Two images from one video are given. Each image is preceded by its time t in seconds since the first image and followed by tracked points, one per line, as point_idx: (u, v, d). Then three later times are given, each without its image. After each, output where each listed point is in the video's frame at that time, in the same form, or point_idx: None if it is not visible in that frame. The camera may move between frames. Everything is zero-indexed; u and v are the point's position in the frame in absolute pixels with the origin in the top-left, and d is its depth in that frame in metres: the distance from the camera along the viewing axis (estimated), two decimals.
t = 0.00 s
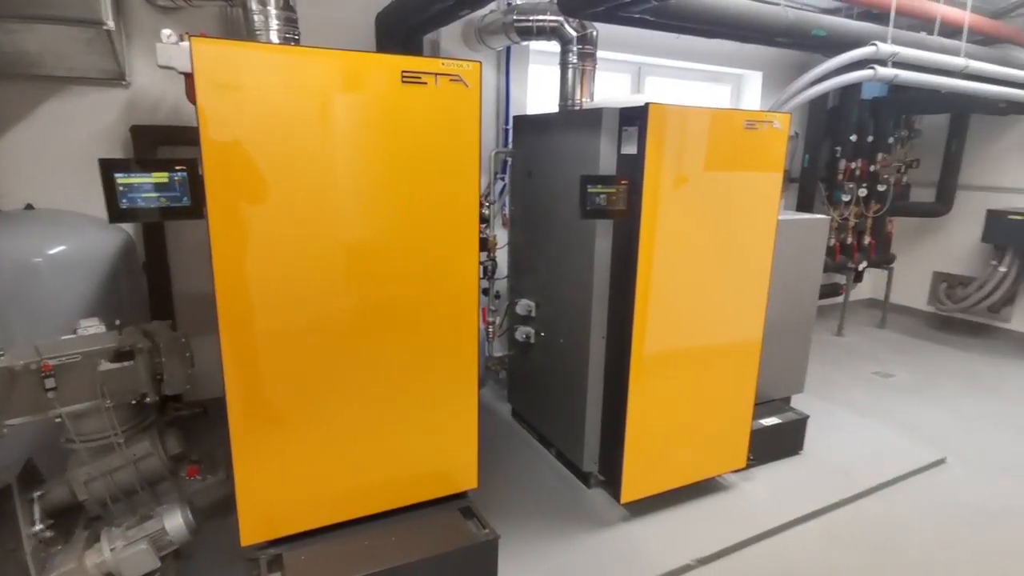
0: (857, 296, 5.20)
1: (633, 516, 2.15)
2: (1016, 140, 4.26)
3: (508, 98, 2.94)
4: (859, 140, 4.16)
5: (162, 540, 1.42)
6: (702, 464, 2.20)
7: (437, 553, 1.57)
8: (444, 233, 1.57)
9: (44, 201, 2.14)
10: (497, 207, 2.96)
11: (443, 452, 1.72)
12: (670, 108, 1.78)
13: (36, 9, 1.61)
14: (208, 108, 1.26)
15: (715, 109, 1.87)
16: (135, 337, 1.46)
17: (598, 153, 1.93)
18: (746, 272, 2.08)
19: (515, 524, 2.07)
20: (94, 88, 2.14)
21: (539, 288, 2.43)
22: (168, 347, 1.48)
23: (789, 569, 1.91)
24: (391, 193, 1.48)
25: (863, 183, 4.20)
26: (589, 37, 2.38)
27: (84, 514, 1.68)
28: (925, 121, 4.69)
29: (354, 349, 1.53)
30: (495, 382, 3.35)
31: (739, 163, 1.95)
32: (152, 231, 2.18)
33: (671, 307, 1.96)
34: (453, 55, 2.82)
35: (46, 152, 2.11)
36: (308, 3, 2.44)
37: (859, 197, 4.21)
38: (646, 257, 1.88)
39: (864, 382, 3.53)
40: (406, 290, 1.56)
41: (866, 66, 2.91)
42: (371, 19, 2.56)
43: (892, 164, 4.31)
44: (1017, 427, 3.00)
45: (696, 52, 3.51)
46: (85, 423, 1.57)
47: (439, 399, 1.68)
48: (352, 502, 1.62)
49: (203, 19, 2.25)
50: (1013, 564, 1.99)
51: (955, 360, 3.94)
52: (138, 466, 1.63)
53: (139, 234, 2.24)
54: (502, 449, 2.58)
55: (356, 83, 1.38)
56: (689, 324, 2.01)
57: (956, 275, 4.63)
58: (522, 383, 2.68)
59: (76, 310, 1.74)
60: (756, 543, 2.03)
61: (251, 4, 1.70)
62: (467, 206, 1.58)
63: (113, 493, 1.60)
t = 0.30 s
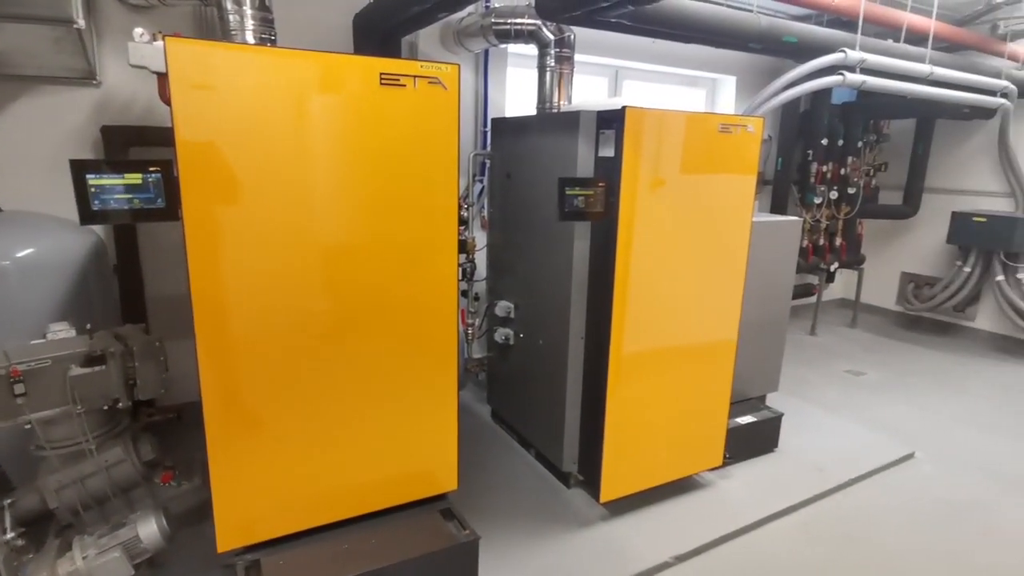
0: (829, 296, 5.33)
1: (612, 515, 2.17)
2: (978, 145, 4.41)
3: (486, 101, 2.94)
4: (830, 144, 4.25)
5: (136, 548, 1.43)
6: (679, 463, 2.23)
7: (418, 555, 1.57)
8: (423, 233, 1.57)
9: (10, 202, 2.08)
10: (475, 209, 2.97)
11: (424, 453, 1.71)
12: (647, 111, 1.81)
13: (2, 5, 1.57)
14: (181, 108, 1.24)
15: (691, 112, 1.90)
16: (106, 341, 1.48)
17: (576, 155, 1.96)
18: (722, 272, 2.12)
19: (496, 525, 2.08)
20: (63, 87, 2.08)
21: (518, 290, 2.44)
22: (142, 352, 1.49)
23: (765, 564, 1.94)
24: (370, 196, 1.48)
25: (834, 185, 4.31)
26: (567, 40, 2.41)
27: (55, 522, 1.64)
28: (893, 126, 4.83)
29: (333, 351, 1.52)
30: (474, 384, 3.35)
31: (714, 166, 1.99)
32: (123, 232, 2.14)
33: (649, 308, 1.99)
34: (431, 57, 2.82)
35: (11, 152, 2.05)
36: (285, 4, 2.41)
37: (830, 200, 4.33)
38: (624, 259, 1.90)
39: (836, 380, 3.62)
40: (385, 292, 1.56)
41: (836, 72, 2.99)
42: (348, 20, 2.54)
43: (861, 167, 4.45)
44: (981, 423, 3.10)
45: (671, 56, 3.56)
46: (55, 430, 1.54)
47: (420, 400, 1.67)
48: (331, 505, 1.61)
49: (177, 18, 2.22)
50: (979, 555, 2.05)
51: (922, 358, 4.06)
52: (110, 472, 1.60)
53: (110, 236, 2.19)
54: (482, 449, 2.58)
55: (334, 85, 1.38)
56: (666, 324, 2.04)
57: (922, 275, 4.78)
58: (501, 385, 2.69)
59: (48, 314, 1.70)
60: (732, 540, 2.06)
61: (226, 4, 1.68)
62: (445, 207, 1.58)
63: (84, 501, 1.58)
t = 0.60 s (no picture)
0: (807, 297, 5.42)
1: (596, 516, 2.18)
2: (949, 149, 4.53)
3: (468, 104, 2.95)
4: (806, 147, 4.34)
5: (114, 557, 1.41)
6: (661, 463, 2.25)
7: (401, 559, 1.57)
8: (403, 237, 1.57)
9: None
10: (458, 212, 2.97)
11: (407, 457, 1.71)
12: (627, 115, 1.83)
13: None
14: (159, 110, 1.23)
15: (671, 115, 1.93)
16: (82, 347, 1.45)
17: (557, 158, 1.97)
18: (702, 273, 2.14)
19: (479, 528, 2.07)
20: (35, 88, 2.04)
21: (501, 293, 2.45)
22: (119, 358, 1.46)
23: (747, 562, 1.97)
24: (351, 199, 1.48)
25: (810, 188, 4.40)
26: (548, 44, 2.44)
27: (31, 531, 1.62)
28: (867, 130, 4.93)
29: (314, 355, 1.51)
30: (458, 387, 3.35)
31: (693, 169, 2.02)
32: (98, 236, 2.10)
33: (630, 310, 2.01)
34: (412, 60, 2.82)
35: None
36: (265, 5, 2.39)
37: (807, 202, 4.42)
38: (605, 261, 1.92)
39: (814, 380, 3.68)
40: (367, 295, 1.55)
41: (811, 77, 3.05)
42: (329, 23, 2.53)
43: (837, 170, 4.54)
44: (954, 420, 3.18)
45: (651, 60, 3.61)
46: (29, 438, 1.50)
47: (403, 403, 1.67)
48: (313, 510, 1.60)
49: (154, 19, 2.19)
50: (952, 549, 2.10)
51: (897, 357, 4.15)
52: (86, 481, 1.58)
53: (84, 240, 2.14)
54: (466, 452, 2.58)
55: (315, 88, 1.38)
56: (647, 325, 2.06)
57: (897, 276, 4.87)
58: (484, 388, 2.69)
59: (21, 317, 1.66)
60: (713, 538, 2.09)
61: (204, 5, 1.66)
62: (426, 211, 1.58)
63: (60, 510, 1.55)
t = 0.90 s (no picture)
0: (788, 298, 5.50)
1: (582, 517, 2.19)
2: (923, 151, 4.64)
3: (451, 106, 2.95)
4: (785, 150, 4.41)
5: (94, 567, 1.39)
6: (646, 463, 2.27)
7: (387, 564, 1.56)
8: (386, 240, 1.57)
9: None
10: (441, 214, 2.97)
11: (392, 461, 1.70)
12: (609, 118, 1.85)
13: None
14: (137, 114, 1.21)
15: (653, 119, 1.95)
16: (60, 354, 1.44)
17: (541, 161, 1.98)
18: (684, 274, 2.17)
19: (466, 531, 2.07)
20: (9, 90, 2.00)
21: (485, 296, 2.45)
22: (96, 365, 1.46)
23: (731, 560, 1.99)
24: (333, 202, 1.47)
25: (790, 190, 4.48)
26: (531, 48, 2.45)
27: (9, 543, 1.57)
28: (844, 133, 5.03)
29: (297, 360, 1.50)
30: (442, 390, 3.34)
31: (675, 171, 2.04)
32: (75, 241, 2.06)
33: (614, 311, 2.02)
34: (394, 63, 2.81)
35: None
36: (246, 6, 2.37)
37: (787, 204, 4.51)
38: (589, 263, 1.93)
39: (796, 380, 3.73)
40: (351, 298, 1.54)
41: (789, 81, 3.11)
42: (311, 25, 2.52)
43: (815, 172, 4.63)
44: (931, 416, 3.25)
45: (633, 64, 3.64)
46: (5, 447, 1.44)
47: (386, 407, 1.66)
48: (297, 516, 1.58)
49: (132, 21, 2.16)
50: (930, 542, 2.15)
51: (875, 356, 4.23)
52: (64, 490, 1.55)
53: (61, 245, 2.10)
54: (451, 456, 2.57)
55: (297, 91, 1.37)
56: (631, 326, 2.08)
57: (875, 276, 4.97)
58: (469, 390, 2.68)
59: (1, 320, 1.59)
60: (697, 537, 2.11)
61: (183, 6, 1.64)
62: (410, 214, 1.58)
63: (38, 520, 1.53)
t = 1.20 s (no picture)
0: (770, 297, 5.57)
1: (569, 517, 2.20)
2: (899, 152, 4.73)
3: (435, 108, 2.94)
4: (766, 151, 4.47)
5: None
6: (632, 463, 2.28)
7: (374, 568, 1.56)
8: (370, 243, 1.56)
9: None
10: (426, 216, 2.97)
11: (379, 464, 1.69)
12: (593, 120, 1.86)
13: None
14: (116, 116, 1.19)
15: (636, 121, 1.96)
16: (38, 361, 1.41)
17: (526, 163, 1.99)
18: (669, 275, 2.19)
19: (454, 534, 2.07)
20: None
21: (471, 298, 2.45)
22: (76, 371, 1.43)
23: (718, 558, 2.01)
24: (317, 205, 1.46)
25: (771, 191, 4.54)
26: (514, 50, 2.44)
27: None
28: (823, 135, 5.11)
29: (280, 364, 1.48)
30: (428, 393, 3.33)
31: (658, 173, 2.06)
32: (53, 246, 2.02)
33: (600, 312, 2.04)
34: (378, 64, 2.80)
35: None
36: (227, 7, 2.35)
37: (768, 205, 4.57)
38: (574, 264, 1.94)
39: (778, 378, 3.78)
40: (335, 302, 1.53)
41: (770, 83, 3.15)
42: (294, 27, 2.51)
43: (795, 173, 4.70)
44: (910, 412, 3.32)
45: (616, 65, 3.67)
46: None
47: (372, 411, 1.65)
48: (282, 522, 1.57)
49: (110, 22, 2.13)
50: (911, 536, 2.19)
51: (855, 353, 4.31)
52: (45, 498, 1.53)
53: (37, 250, 2.06)
54: (438, 458, 2.56)
55: (279, 93, 1.36)
56: (617, 327, 2.09)
57: (855, 275, 5.05)
58: (455, 393, 2.68)
59: None
60: (683, 536, 2.13)
61: (162, 7, 1.62)
62: (394, 217, 1.58)
63: (19, 530, 1.50)
